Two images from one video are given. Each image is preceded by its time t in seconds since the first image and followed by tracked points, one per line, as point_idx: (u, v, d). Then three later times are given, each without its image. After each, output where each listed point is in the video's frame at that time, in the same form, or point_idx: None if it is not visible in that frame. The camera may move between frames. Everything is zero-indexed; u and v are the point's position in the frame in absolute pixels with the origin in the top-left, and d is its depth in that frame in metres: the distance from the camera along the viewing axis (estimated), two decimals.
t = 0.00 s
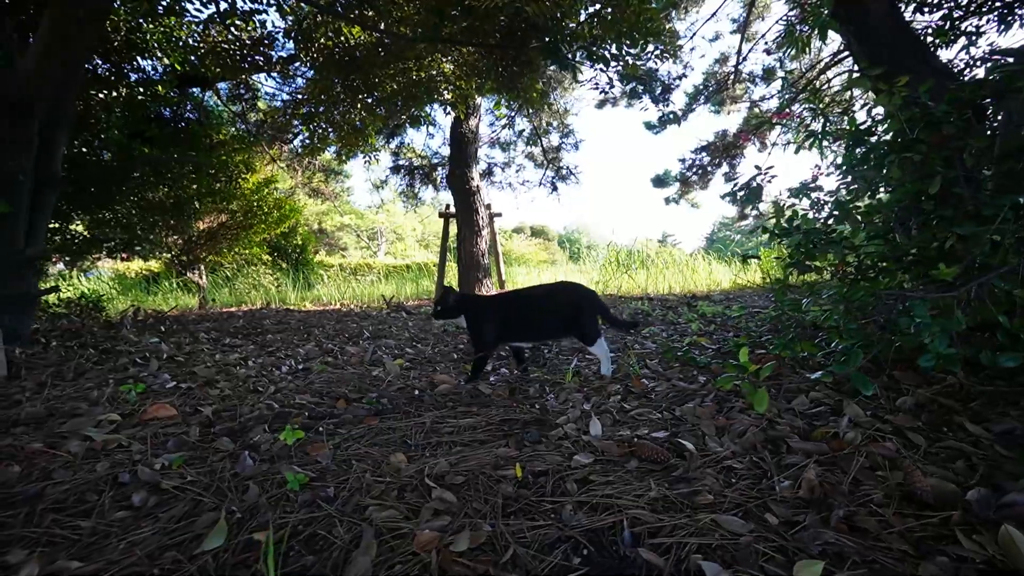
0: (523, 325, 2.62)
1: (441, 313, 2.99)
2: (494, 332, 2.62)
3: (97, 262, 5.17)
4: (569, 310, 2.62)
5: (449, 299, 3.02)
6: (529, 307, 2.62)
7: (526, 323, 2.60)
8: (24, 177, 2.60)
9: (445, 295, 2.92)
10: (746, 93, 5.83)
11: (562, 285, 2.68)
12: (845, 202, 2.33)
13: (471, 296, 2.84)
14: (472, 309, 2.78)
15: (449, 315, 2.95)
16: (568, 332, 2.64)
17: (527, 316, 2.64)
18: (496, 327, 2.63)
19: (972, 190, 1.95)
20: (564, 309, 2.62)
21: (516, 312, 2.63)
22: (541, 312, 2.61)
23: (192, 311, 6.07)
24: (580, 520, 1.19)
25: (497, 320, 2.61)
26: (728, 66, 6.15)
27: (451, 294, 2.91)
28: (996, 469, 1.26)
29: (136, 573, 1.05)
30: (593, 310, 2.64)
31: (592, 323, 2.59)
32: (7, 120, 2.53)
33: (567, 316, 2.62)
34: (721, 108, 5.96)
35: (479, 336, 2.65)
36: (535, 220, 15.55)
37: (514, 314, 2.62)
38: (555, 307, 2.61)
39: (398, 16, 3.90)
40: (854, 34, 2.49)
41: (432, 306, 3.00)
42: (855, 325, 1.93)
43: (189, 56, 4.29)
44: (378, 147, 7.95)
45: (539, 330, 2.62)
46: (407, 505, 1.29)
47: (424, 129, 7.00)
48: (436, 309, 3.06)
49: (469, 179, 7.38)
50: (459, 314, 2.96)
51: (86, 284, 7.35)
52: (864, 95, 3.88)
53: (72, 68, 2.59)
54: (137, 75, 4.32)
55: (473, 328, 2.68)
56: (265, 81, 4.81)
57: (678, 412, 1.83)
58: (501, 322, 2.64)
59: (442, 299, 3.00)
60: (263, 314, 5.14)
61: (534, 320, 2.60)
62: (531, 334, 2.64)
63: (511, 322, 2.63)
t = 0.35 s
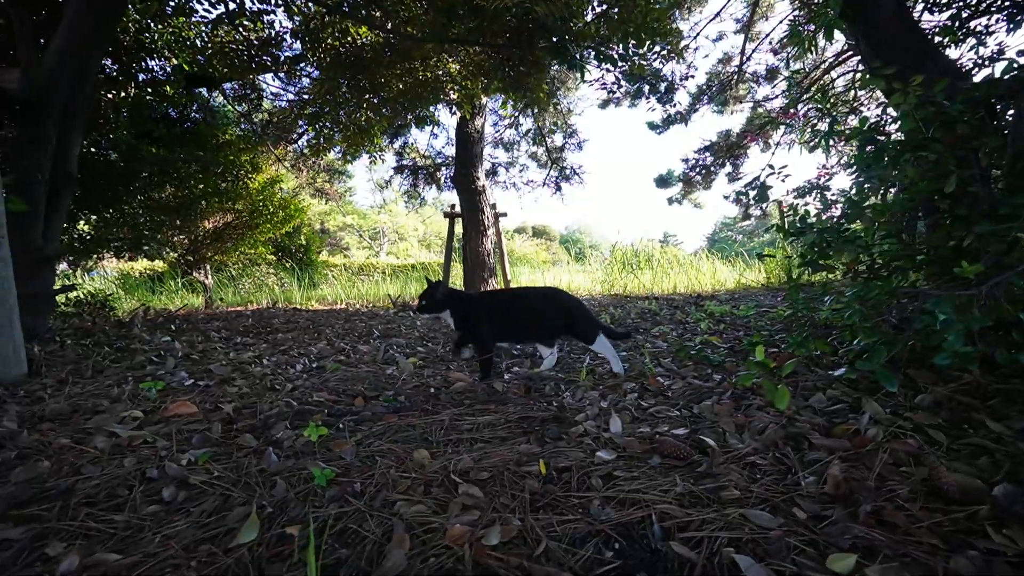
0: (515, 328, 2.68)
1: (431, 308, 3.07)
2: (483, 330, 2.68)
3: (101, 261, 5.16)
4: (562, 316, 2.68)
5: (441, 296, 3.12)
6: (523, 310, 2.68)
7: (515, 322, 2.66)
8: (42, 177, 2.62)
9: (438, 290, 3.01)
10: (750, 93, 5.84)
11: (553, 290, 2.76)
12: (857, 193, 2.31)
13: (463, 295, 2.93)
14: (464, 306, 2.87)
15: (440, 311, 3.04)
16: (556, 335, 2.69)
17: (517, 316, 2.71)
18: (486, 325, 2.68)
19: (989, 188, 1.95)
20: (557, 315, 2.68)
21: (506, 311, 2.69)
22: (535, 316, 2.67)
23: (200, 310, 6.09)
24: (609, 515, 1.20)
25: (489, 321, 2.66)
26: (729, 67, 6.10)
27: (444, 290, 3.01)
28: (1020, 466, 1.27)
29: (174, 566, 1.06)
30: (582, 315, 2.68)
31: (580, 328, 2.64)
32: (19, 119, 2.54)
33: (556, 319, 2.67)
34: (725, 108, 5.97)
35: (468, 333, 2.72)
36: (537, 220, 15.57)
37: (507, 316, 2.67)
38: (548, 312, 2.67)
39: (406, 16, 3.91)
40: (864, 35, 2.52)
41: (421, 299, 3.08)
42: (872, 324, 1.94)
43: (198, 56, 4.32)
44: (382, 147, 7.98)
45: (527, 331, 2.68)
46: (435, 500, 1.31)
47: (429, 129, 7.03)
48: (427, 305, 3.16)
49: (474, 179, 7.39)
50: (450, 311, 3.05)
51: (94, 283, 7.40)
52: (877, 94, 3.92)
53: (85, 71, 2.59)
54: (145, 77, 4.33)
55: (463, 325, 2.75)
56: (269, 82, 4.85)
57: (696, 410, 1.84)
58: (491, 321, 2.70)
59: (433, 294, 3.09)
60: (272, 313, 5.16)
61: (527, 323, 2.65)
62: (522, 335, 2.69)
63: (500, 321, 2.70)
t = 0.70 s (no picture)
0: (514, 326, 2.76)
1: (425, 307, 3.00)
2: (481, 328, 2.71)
3: (110, 260, 5.22)
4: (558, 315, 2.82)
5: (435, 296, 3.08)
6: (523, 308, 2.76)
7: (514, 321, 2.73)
8: (63, 174, 2.66)
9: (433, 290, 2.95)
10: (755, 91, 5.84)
11: (544, 286, 2.88)
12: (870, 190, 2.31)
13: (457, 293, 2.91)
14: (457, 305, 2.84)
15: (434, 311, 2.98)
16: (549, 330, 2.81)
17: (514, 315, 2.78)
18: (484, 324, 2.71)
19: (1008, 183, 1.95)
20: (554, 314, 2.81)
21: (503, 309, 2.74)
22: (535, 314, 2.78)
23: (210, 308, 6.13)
24: (637, 504, 1.21)
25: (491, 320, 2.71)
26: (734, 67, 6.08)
27: (439, 289, 2.97)
28: None
29: (212, 551, 1.08)
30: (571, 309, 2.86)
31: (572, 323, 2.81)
32: (40, 117, 2.57)
33: (547, 315, 2.81)
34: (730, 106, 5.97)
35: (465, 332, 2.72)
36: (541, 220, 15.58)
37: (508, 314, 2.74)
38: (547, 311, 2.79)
39: (415, 15, 3.91)
40: (875, 33, 2.53)
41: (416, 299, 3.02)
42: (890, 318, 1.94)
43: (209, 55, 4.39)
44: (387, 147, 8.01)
45: (523, 328, 2.78)
46: (463, 490, 1.32)
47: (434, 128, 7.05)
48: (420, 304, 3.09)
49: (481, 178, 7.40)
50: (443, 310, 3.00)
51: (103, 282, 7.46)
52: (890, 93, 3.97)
53: (104, 70, 2.62)
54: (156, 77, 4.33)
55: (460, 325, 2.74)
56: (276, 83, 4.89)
57: (715, 403, 1.85)
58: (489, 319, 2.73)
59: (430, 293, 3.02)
60: (283, 311, 5.20)
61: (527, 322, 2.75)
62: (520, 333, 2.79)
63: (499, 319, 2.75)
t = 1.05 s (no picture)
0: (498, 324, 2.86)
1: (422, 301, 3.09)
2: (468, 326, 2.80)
3: (124, 259, 5.30)
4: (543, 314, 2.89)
5: (434, 291, 3.18)
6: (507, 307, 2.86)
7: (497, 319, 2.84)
8: (88, 175, 2.73)
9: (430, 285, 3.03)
10: (765, 90, 5.81)
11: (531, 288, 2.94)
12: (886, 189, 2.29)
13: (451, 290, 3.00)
14: (449, 302, 2.94)
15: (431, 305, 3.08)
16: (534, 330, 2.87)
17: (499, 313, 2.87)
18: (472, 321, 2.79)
19: None
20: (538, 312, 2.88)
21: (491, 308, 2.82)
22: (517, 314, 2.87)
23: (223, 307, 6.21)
24: (662, 500, 1.23)
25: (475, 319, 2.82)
26: (743, 65, 6.04)
27: (435, 285, 3.07)
28: None
29: (250, 542, 1.11)
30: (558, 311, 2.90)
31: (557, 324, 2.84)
32: (67, 121, 2.64)
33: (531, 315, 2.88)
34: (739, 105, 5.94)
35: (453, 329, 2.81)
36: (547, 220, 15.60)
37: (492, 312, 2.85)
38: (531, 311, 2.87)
39: (425, 17, 3.94)
40: (889, 30, 2.54)
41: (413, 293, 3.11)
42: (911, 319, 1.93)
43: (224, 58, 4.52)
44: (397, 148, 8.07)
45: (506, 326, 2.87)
46: (488, 486, 1.34)
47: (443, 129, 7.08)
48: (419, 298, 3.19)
49: (491, 178, 7.42)
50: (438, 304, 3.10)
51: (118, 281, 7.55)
52: (905, 90, 3.98)
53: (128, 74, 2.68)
54: (171, 79, 4.37)
55: (448, 321, 2.83)
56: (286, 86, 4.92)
57: (734, 403, 1.86)
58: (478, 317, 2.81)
59: (429, 288, 3.10)
60: (296, 311, 5.26)
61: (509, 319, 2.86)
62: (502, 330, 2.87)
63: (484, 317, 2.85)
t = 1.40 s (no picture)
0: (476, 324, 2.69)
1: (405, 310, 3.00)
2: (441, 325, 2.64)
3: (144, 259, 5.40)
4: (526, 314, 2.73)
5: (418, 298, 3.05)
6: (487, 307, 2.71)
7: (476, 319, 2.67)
8: (116, 177, 2.81)
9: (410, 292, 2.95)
10: (777, 89, 5.78)
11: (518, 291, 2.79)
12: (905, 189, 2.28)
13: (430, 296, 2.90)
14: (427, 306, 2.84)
15: (412, 313, 2.97)
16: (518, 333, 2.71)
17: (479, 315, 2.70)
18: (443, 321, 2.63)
19: None
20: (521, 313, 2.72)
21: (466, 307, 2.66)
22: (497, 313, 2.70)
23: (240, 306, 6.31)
24: (688, 495, 1.26)
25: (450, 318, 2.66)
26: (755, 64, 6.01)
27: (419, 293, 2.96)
28: None
29: (292, 531, 1.16)
30: (540, 312, 2.74)
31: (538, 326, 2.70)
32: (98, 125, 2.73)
33: (513, 316, 2.72)
34: (751, 104, 5.91)
35: (426, 328, 2.65)
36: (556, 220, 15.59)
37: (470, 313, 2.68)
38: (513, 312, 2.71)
39: (439, 18, 3.96)
40: (906, 29, 2.53)
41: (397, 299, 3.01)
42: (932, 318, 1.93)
43: (238, 60, 4.58)
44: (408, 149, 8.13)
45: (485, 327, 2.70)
46: (517, 480, 1.38)
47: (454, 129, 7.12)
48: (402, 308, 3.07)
49: (503, 178, 7.46)
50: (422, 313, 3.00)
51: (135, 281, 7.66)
52: (921, 88, 3.96)
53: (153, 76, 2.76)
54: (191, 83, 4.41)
55: (423, 321, 2.68)
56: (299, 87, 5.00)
57: (754, 401, 1.88)
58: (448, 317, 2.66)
59: (410, 295, 3.01)
60: (312, 310, 5.34)
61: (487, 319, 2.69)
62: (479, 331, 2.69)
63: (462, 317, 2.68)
